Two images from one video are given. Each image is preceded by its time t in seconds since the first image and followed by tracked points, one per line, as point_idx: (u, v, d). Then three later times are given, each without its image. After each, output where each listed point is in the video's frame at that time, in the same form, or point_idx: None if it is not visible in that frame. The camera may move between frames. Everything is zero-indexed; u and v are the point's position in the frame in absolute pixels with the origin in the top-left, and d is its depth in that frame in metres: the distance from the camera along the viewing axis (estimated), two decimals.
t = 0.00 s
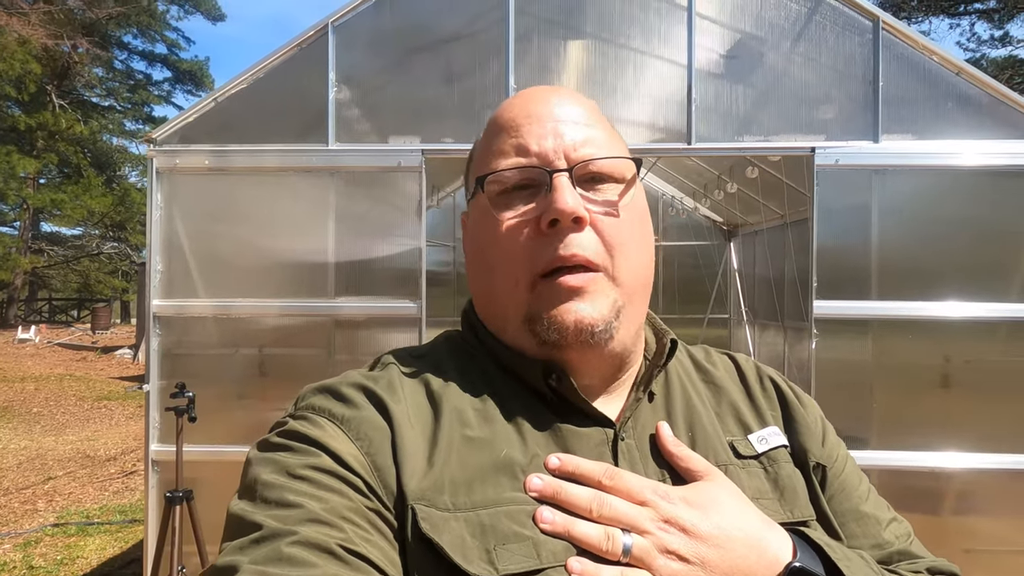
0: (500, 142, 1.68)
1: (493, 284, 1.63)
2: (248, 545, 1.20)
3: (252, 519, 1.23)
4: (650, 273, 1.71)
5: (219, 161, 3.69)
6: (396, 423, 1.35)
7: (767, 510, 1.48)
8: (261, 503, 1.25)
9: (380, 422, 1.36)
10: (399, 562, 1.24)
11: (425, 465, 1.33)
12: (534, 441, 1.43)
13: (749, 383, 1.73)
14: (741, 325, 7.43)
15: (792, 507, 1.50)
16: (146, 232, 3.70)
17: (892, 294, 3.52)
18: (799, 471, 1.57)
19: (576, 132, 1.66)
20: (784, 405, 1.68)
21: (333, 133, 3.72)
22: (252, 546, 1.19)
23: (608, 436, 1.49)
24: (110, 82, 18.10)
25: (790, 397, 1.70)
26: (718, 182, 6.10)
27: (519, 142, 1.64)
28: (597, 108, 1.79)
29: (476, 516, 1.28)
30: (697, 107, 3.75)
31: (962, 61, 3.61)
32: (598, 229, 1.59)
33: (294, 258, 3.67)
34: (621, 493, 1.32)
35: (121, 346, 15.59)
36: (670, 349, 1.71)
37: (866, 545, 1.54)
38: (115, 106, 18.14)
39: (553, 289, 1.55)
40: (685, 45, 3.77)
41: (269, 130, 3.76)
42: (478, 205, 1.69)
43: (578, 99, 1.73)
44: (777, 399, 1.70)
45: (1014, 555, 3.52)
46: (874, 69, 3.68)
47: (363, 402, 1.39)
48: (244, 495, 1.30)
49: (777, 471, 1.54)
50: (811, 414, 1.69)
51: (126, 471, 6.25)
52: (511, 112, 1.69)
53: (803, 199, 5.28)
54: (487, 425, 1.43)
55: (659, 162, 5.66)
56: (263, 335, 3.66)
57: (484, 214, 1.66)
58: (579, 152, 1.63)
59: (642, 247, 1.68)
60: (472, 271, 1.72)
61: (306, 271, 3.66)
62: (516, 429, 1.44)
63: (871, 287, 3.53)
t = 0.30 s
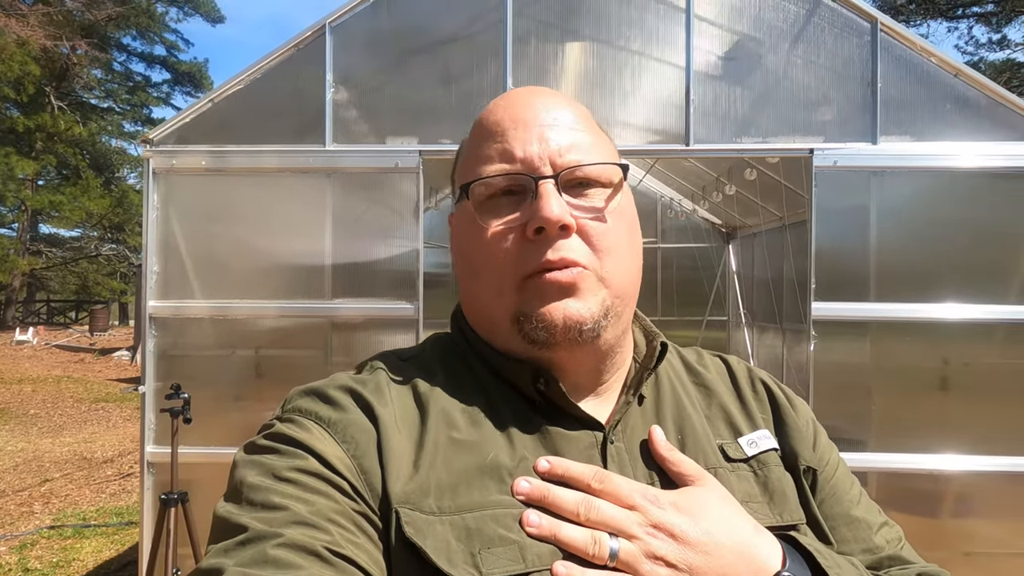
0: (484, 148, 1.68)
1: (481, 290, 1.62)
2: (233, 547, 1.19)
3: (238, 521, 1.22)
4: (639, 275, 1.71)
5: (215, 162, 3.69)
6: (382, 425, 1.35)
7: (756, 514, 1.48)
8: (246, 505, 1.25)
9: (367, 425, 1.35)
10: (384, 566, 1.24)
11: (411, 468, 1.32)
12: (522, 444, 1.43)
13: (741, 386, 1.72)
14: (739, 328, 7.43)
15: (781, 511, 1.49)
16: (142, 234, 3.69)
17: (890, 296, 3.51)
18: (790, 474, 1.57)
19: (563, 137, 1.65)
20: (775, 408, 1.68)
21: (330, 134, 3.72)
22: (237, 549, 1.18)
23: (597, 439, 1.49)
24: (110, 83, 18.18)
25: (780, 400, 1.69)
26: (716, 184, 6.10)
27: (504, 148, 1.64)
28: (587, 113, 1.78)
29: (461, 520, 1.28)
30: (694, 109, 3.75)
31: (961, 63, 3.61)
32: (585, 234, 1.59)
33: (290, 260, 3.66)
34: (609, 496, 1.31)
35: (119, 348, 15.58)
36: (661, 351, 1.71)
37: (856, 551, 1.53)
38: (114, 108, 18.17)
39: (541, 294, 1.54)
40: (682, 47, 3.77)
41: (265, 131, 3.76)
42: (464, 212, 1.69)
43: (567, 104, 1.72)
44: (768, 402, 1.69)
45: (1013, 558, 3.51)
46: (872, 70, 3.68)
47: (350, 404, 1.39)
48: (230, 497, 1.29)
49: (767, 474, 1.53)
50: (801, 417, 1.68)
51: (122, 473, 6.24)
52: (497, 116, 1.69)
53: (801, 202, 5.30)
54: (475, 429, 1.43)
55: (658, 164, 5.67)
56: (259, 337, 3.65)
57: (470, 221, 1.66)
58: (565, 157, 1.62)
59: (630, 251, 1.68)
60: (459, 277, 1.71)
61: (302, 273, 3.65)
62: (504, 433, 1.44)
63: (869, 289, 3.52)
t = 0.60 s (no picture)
0: (475, 141, 1.68)
1: (464, 283, 1.63)
2: (227, 544, 1.18)
3: (232, 518, 1.22)
4: (626, 274, 1.70)
5: (213, 160, 3.69)
6: (375, 421, 1.34)
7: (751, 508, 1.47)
8: (240, 502, 1.24)
9: (360, 421, 1.35)
10: (378, 562, 1.23)
11: (403, 464, 1.32)
12: (515, 440, 1.42)
13: (736, 383, 1.72)
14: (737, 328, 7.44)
15: (777, 505, 1.49)
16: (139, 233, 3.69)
17: (889, 295, 3.51)
18: (785, 469, 1.56)
19: (552, 131, 1.64)
20: (770, 404, 1.67)
21: (328, 132, 3.71)
22: (231, 546, 1.18)
23: (589, 435, 1.48)
24: (107, 84, 18.16)
25: (775, 396, 1.68)
26: (715, 185, 6.11)
27: (492, 142, 1.64)
28: (582, 107, 1.78)
29: (455, 517, 1.27)
30: (693, 109, 3.75)
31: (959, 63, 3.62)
32: (566, 231, 1.58)
33: (288, 258, 3.66)
34: (605, 490, 1.32)
35: (116, 349, 15.54)
36: (653, 348, 1.71)
37: (851, 546, 1.53)
38: (111, 108, 18.14)
39: (519, 291, 1.55)
40: (681, 46, 3.77)
41: (263, 129, 3.75)
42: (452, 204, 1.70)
43: (561, 98, 1.72)
44: (763, 398, 1.69)
45: (1011, 558, 3.50)
46: (871, 70, 3.68)
47: (344, 401, 1.38)
48: (224, 494, 1.28)
49: (762, 469, 1.53)
50: (797, 413, 1.68)
51: (119, 474, 6.22)
52: (489, 109, 1.69)
53: (800, 202, 5.30)
54: (468, 425, 1.42)
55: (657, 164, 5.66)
56: (257, 336, 3.65)
57: (457, 214, 1.67)
58: (550, 153, 1.62)
59: (616, 250, 1.67)
60: (447, 269, 1.72)
61: (299, 272, 3.65)
62: (497, 429, 1.43)
63: (868, 289, 3.52)
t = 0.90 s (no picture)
0: (475, 143, 1.67)
1: (469, 287, 1.62)
2: (226, 551, 1.17)
3: (230, 525, 1.20)
4: (631, 273, 1.70)
5: (211, 162, 3.68)
6: (373, 426, 1.34)
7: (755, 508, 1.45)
8: (239, 509, 1.23)
9: (358, 426, 1.34)
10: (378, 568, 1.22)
11: (403, 469, 1.31)
12: (515, 443, 1.41)
13: (739, 385, 1.72)
14: (736, 331, 7.45)
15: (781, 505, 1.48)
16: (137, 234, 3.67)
17: (889, 299, 3.52)
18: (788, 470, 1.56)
19: (555, 132, 1.64)
20: (773, 406, 1.67)
21: (327, 134, 3.71)
22: (230, 553, 1.16)
23: (591, 437, 1.47)
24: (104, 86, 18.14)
25: (779, 399, 1.68)
26: (714, 187, 6.12)
27: (494, 144, 1.63)
28: (581, 107, 1.78)
29: (455, 523, 1.26)
30: (693, 112, 3.75)
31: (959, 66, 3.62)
32: (574, 231, 1.57)
33: (287, 261, 3.64)
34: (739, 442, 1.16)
35: (111, 352, 15.48)
36: (657, 349, 1.71)
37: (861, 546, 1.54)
38: (108, 110, 18.11)
39: (529, 293, 1.54)
40: (681, 49, 3.78)
41: (262, 131, 3.74)
42: (453, 207, 1.69)
43: (559, 98, 1.72)
44: (767, 401, 1.69)
45: (1011, 562, 3.50)
46: (871, 73, 3.69)
47: (342, 406, 1.38)
48: (223, 501, 1.27)
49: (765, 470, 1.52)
50: (802, 416, 1.68)
51: (115, 477, 6.19)
52: (488, 111, 1.68)
53: (799, 205, 5.31)
54: (468, 429, 1.41)
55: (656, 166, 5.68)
56: (255, 338, 3.63)
57: (459, 217, 1.66)
58: (555, 153, 1.62)
59: (621, 249, 1.67)
60: (448, 273, 1.71)
61: (298, 274, 3.64)
62: (497, 432, 1.43)
63: (869, 292, 3.53)
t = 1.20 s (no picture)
0: (473, 143, 1.67)
1: (471, 287, 1.62)
2: (235, 555, 1.17)
3: (239, 529, 1.21)
4: (634, 270, 1.70)
5: (213, 163, 3.68)
6: (380, 427, 1.33)
7: (767, 502, 1.46)
8: (247, 512, 1.23)
9: (365, 427, 1.34)
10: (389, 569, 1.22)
11: (411, 470, 1.31)
12: (524, 441, 1.41)
13: (749, 382, 1.72)
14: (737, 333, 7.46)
15: (793, 500, 1.49)
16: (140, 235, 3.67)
17: (893, 299, 3.53)
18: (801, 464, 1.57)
19: (551, 129, 1.65)
20: (784, 404, 1.68)
21: (330, 134, 3.71)
22: (239, 557, 1.17)
23: (600, 433, 1.46)
24: (103, 88, 18.15)
25: (791, 398, 1.70)
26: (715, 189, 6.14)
27: (491, 144, 1.64)
28: (578, 103, 1.78)
29: (464, 523, 1.26)
30: (697, 113, 3.77)
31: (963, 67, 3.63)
32: (574, 228, 1.57)
33: (289, 261, 3.64)
34: None
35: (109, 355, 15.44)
36: (664, 347, 1.72)
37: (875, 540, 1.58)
38: (107, 113, 18.11)
39: (530, 291, 1.54)
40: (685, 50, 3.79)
41: (265, 131, 3.74)
42: (454, 208, 1.69)
43: (556, 95, 1.73)
44: (778, 398, 1.69)
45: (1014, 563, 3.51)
46: (876, 74, 3.71)
47: (348, 408, 1.37)
48: (231, 505, 1.28)
49: (777, 466, 1.52)
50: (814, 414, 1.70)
51: (115, 479, 6.18)
52: (484, 111, 1.69)
53: (802, 207, 5.33)
54: (476, 429, 1.41)
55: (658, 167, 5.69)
56: (258, 339, 3.63)
57: (460, 218, 1.66)
58: (552, 150, 1.62)
59: (623, 246, 1.67)
60: (451, 274, 1.71)
61: (301, 275, 3.63)
62: (503, 430, 1.43)
63: (873, 293, 3.54)
